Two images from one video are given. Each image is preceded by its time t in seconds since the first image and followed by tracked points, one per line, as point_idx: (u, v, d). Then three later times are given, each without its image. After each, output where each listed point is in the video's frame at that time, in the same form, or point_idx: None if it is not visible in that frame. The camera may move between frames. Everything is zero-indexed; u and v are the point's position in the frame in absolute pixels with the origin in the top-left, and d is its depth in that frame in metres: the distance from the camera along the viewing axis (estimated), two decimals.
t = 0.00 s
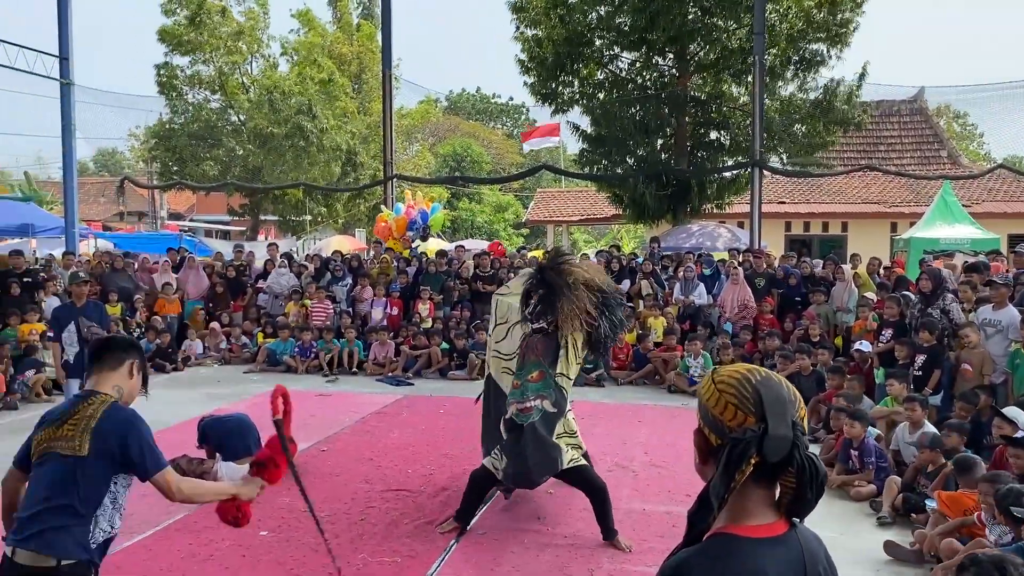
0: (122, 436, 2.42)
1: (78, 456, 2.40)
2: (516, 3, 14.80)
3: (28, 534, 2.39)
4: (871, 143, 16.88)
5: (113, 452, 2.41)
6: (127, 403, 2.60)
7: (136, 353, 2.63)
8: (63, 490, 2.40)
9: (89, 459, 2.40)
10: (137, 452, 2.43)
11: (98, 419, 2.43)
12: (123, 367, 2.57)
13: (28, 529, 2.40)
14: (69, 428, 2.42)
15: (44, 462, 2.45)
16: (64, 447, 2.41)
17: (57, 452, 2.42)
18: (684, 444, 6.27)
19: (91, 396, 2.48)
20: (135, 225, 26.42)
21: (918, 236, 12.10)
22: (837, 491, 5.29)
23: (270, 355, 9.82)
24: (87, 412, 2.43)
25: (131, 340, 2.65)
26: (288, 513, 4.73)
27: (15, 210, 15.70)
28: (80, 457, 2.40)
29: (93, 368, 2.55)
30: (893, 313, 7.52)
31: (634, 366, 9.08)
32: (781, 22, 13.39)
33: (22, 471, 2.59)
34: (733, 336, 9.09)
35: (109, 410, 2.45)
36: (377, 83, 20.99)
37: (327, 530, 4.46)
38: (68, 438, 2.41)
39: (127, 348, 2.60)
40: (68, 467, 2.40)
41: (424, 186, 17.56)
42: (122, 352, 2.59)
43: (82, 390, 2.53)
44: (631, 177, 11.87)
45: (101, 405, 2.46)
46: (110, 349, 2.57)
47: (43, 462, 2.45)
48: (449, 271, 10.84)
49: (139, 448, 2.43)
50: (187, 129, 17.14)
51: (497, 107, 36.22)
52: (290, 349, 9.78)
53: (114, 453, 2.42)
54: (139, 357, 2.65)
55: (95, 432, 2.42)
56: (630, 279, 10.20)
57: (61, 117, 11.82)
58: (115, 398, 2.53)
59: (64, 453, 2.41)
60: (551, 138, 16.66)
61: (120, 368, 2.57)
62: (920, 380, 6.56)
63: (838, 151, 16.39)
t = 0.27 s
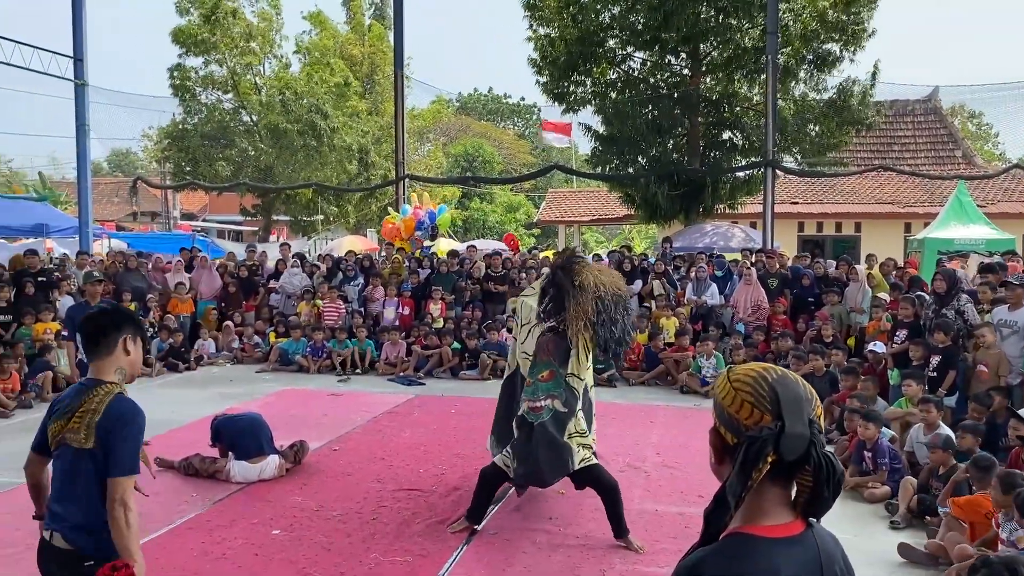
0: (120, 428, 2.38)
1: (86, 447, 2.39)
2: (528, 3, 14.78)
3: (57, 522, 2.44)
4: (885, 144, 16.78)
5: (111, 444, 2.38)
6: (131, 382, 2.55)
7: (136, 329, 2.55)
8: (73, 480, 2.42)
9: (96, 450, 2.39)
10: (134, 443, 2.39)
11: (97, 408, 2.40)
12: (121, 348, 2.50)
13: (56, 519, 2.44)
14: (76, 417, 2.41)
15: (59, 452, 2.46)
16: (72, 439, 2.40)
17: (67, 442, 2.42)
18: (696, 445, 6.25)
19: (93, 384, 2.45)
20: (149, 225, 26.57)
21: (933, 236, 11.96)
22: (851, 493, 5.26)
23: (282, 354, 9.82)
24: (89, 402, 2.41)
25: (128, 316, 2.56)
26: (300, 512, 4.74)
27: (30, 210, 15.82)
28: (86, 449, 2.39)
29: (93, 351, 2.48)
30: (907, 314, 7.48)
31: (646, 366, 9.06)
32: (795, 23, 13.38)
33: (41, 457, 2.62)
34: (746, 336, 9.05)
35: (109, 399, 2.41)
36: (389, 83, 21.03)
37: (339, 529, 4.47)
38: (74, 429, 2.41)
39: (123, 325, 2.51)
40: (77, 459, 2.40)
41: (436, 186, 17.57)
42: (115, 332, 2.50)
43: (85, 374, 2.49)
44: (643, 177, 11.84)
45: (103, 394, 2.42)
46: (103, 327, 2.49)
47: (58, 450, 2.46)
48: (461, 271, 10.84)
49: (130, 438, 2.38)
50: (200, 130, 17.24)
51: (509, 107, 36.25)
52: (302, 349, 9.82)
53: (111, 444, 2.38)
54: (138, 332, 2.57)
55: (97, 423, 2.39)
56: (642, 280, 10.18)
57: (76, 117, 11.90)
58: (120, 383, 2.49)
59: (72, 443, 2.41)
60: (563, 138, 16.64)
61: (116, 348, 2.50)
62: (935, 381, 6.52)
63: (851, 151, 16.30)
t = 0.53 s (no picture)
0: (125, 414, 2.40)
1: (92, 440, 2.39)
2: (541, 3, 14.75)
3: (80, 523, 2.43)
4: (900, 143, 16.66)
5: (119, 433, 2.39)
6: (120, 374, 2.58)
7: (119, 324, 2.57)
8: (81, 476, 2.42)
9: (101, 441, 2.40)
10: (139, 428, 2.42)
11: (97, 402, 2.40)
12: (105, 343, 2.52)
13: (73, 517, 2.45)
14: (77, 416, 2.40)
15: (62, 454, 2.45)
16: (78, 436, 2.40)
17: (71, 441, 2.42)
18: (710, 445, 6.23)
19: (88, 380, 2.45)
20: (163, 225, 26.75)
21: (948, 236, 11.90)
22: (866, 495, 5.22)
23: (296, 354, 9.88)
24: (88, 397, 2.41)
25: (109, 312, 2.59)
26: (313, 510, 4.76)
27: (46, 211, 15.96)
28: (95, 440, 2.39)
29: (80, 350, 2.50)
30: (923, 315, 7.43)
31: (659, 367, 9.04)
32: (809, 22, 13.32)
33: (39, 467, 2.59)
34: (760, 337, 9.01)
35: (109, 391, 2.42)
36: (402, 83, 21.06)
37: (353, 528, 4.48)
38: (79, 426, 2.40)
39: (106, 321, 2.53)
40: (83, 453, 2.41)
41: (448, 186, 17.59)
42: (97, 329, 2.52)
43: (75, 375, 2.49)
44: (656, 177, 11.81)
45: (101, 385, 2.43)
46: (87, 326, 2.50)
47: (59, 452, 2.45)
48: (474, 270, 10.85)
49: (134, 425, 2.40)
50: (214, 130, 17.42)
51: (521, 107, 36.28)
52: (315, 348, 9.85)
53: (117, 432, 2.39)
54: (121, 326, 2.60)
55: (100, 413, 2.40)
56: (655, 280, 10.15)
57: (92, 117, 11.98)
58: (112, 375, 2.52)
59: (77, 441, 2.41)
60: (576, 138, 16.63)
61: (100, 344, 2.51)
62: (952, 382, 6.47)
63: (866, 150, 16.20)
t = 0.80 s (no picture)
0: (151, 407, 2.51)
1: (122, 432, 2.50)
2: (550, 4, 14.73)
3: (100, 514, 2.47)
4: (911, 143, 16.58)
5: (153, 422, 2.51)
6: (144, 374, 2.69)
7: (144, 327, 2.69)
8: (106, 469, 2.50)
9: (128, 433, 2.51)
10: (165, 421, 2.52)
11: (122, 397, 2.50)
12: (132, 343, 2.63)
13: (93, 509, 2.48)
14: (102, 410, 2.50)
15: (86, 450, 2.52)
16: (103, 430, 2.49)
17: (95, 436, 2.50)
18: (720, 445, 6.22)
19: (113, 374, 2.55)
20: (174, 225, 26.87)
21: (960, 236, 11.82)
22: (877, 495, 5.20)
23: (305, 354, 9.94)
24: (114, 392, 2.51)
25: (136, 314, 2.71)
26: (323, 509, 4.77)
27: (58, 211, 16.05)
28: (125, 432, 2.50)
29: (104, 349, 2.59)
30: (934, 315, 7.40)
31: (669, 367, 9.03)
32: (819, 21, 13.27)
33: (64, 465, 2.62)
34: (769, 337, 9.00)
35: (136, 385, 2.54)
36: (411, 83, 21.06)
37: (363, 527, 4.49)
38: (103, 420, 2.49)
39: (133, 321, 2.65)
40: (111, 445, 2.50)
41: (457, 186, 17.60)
42: (123, 329, 2.63)
43: (95, 373, 2.58)
44: (666, 177, 11.79)
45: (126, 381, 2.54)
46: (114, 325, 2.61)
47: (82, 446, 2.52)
48: (484, 270, 10.86)
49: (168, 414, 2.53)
50: (224, 130, 17.51)
51: (531, 108, 36.30)
52: (325, 348, 9.90)
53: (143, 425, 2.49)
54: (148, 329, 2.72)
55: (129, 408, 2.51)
56: (664, 280, 10.14)
57: (103, 117, 12.04)
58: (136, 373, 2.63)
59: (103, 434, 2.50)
60: (585, 139, 16.62)
61: (127, 343, 2.62)
62: (963, 382, 6.44)
63: (876, 150, 16.13)
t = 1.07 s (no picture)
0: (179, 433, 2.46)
1: (141, 453, 2.48)
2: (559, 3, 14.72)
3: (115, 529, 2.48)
4: (922, 143, 16.49)
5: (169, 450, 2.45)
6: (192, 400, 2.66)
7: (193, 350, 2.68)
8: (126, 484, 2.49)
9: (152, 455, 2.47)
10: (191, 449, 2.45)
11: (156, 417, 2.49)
12: (186, 365, 2.64)
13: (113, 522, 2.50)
14: (130, 428, 2.50)
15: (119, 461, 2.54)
16: (131, 447, 2.49)
17: (126, 451, 2.50)
18: (730, 445, 6.21)
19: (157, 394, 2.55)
20: (185, 225, 27.00)
21: (972, 236, 11.76)
22: (889, 495, 5.19)
23: (315, 352, 9.96)
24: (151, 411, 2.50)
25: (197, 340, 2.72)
26: (332, 507, 4.79)
27: (70, 210, 16.17)
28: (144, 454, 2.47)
29: (155, 364, 2.61)
30: (946, 315, 7.37)
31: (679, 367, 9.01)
32: (830, 20, 13.29)
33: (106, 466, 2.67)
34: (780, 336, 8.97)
35: (166, 409, 2.50)
36: (421, 83, 21.09)
37: (373, 525, 4.51)
38: (134, 436, 2.50)
39: (190, 345, 2.66)
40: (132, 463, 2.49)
41: (466, 185, 17.63)
42: (180, 351, 2.64)
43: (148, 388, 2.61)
44: (676, 176, 11.77)
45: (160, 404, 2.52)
46: (170, 346, 2.64)
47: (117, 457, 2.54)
48: (493, 269, 10.87)
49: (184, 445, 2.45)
50: (234, 130, 17.69)
51: (540, 107, 36.37)
52: (335, 346, 9.92)
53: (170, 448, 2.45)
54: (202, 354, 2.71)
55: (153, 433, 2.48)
56: (674, 279, 10.13)
57: (115, 117, 12.11)
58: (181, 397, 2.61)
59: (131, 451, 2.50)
60: (594, 138, 16.61)
61: (182, 365, 2.63)
62: (975, 382, 6.41)
63: (887, 149, 16.05)
